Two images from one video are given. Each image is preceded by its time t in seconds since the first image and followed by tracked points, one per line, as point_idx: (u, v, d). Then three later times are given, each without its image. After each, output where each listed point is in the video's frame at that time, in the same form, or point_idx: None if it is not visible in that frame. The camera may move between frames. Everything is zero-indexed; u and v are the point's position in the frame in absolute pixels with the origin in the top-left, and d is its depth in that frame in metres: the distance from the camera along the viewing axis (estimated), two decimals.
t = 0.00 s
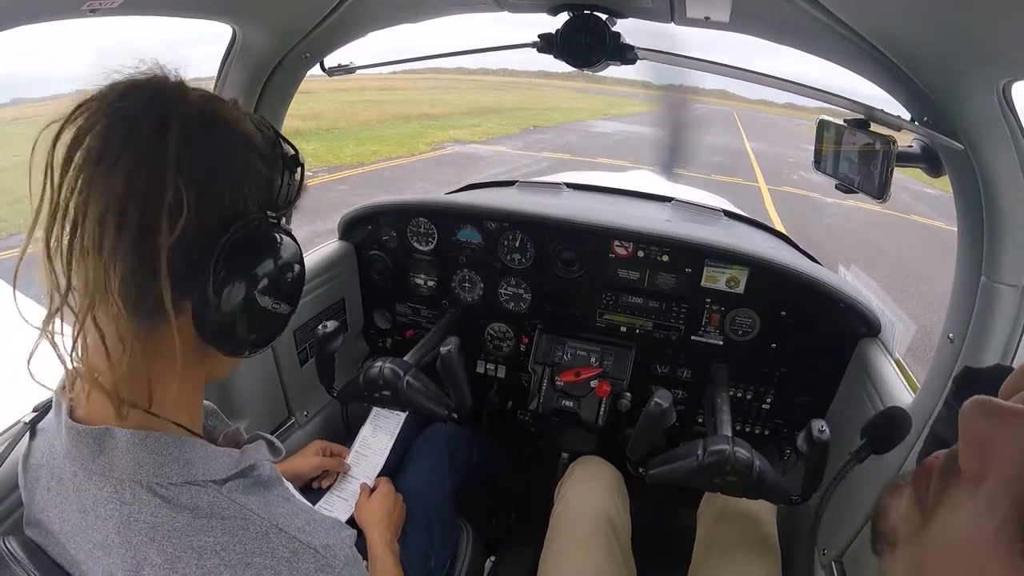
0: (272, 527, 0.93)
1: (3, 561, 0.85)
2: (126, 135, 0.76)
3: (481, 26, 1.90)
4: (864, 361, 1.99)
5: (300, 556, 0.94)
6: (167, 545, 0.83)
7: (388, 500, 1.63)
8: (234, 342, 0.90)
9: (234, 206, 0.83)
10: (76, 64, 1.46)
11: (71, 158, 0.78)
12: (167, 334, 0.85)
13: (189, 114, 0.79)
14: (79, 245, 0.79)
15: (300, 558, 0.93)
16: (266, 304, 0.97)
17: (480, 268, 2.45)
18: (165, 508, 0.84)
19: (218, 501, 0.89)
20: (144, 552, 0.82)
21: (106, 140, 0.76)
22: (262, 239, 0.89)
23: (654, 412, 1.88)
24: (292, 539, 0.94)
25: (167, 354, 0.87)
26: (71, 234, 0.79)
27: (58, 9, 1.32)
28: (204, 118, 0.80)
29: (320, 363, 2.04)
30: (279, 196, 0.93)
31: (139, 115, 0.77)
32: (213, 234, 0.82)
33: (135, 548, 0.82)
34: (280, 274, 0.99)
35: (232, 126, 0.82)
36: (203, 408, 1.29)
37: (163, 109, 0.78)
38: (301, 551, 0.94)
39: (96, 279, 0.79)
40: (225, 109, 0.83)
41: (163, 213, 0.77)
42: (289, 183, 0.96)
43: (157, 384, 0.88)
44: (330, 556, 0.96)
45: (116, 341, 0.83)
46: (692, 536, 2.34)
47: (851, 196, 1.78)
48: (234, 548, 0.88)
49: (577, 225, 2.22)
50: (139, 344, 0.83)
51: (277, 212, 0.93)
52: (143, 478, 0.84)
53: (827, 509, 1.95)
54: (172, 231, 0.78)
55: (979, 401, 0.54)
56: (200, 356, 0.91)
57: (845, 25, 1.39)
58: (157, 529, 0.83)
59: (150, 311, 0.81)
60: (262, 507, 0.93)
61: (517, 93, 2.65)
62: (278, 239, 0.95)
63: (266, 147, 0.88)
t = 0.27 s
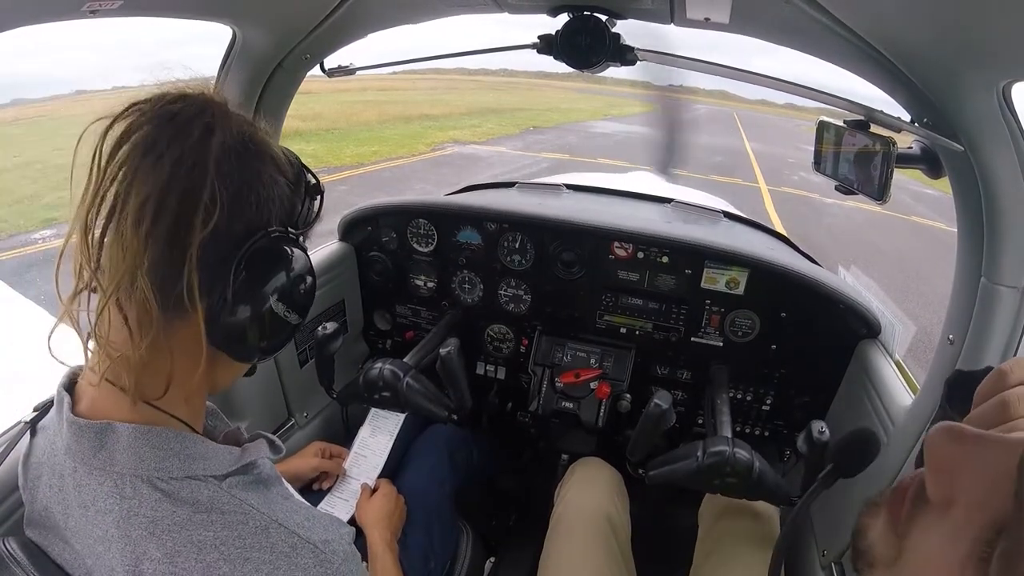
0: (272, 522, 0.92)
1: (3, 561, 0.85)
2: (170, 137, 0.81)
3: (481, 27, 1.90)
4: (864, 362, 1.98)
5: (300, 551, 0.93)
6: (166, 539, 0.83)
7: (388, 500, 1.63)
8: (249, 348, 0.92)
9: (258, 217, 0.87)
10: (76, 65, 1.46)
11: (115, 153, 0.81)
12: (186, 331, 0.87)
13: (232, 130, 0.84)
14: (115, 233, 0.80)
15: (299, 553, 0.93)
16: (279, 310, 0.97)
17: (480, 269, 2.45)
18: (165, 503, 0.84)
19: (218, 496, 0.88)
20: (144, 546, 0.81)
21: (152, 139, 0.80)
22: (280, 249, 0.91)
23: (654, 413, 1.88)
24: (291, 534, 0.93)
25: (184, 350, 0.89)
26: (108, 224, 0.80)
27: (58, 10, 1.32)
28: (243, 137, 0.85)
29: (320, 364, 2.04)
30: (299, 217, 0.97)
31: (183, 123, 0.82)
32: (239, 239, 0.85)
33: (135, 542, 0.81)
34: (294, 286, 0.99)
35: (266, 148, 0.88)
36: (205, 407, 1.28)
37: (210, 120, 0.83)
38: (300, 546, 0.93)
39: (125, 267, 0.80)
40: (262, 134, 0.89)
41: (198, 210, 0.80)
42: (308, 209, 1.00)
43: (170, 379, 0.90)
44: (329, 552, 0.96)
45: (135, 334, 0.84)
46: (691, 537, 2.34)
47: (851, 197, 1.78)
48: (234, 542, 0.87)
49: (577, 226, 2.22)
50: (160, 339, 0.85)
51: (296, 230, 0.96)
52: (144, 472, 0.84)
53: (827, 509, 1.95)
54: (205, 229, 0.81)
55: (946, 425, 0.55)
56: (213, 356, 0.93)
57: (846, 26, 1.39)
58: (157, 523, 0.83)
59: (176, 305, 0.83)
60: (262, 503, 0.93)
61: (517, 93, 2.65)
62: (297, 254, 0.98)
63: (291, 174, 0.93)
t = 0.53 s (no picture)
0: (272, 519, 0.92)
1: (3, 561, 0.85)
2: (169, 136, 0.81)
3: (481, 27, 1.90)
4: (864, 362, 1.98)
5: (300, 549, 0.93)
6: (166, 537, 0.83)
7: (388, 499, 1.63)
8: (248, 347, 0.92)
9: (257, 216, 0.86)
10: (76, 65, 1.46)
11: (114, 153, 0.81)
12: (184, 331, 0.87)
13: (231, 130, 0.84)
14: (113, 232, 0.80)
15: (299, 551, 0.92)
16: (276, 309, 0.96)
17: (480, 269, 2.45)
18: (165, 501, 0.84)
19: (218, 494, 0.88)
20: (144, 545, 0.81)
21: (150, 138, 0.80)
22: (278, 248, 0.91)
23: (653, 413, 1.88)
24: (291, 531, 0.93)
25: (181, 350, 0.89)
26: (107, 222, 0.80)
27: (59, 10, 1.32)
28: (241, 136, 0.85)
29: (320, 363, 2.04)
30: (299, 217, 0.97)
31: (181, 122, 0.82)
32: (237, 238, 0.85)
33: (135, 541, 0.81)
34: (292, 285, 0.99)
35: (265, 148, 0.88)
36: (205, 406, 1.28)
37: (209, 121, 0.83)
38: (301, 543, 0.93)
39: (121, 264, 0.80)
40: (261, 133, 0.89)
41: (196, 209, 0.80)
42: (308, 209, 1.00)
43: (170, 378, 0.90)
44: (330, 549, 0.96)
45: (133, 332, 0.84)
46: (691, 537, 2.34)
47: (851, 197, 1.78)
48: (234, 540, 0.87)
49: (577, 226, 2.22)
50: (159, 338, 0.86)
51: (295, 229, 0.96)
52: (144, 471, 0.84)
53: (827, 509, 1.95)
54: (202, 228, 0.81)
55: (924, 436, 0.66)
56: (211, 355, 0.93)
57: (846, 25, 1.39)
58: (157, 521, 0.83)
59: (173, 303, 0.83)
60: (262, 501, 0.93)
61: (517, 93, 2.65)
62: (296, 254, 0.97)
63: (291, 174, 0.93)
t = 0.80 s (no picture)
0: (273, 518, 0.92)
1: (3, 561, 0.85)
2: (166, 135, 0.81)
3: (482, 27, 1.90)
4: (864, 362, 1.99)
5: (302, 547, 0.93)
6: (168, 536, 0.83)
7: (389, 499, 1.63)
8: (247, 345, 0.92)
9: (256, 215, 0.86)
10: (76, 64, 1.46)
11: (112, 153, 0.81)
12: (182, 331, 0.87)
13: (228, 129, 0.84)
14: (112, 233, 0.80)
15: (301, 549, 0.92)
16: (275, 307, 0.96)
17: (481, 268, 2.45)
18: (166, 500, 0.84)
19: (219, 492, 0.88)
20: (145, 544, 0.82)
21: (148, 137, 0.80)
22: (277, 246, 0.91)
23: (654, 412, 1.88)
24: (293, 530, 0.93)
25: (181, 350, 0.89)
26: (105, 223, 0.81)
27: (59, 10, 1.32)
28: (239, 134, 0.85)
29: (320, 363, 2.04)
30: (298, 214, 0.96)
31: (179, 122, 0.82)
32: (235, 237, 0.84)
33: (136, 541, 0.81)
34: (291, 284, 0.99)
35: (263, 147, 0.87)
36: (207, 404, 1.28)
37: (206, 120, 0.83)
38: (302, 541, 0.93)
39: (121, 265, 0.80)
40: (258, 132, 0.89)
41: (194, 208, 0.80)
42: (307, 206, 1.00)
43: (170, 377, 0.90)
44: (331, 547, 0.96)
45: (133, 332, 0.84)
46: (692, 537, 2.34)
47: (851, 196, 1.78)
48: (235, 539, 0.87)
49: (577, 225, 2.22)
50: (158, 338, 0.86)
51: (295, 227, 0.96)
52: (145, 470, 0.84)
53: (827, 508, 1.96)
54: (200, 228, 0.81)
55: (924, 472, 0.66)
56: (211, 355, 0.93)
57: (846, 25, 1.39)
58: (158, 521, 0.83)
59: (172, 302, 0.83)
60: (263, 499, 0.93)
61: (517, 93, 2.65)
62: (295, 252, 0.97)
63: (289, 173, 0.93)
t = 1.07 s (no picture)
0: (273, 517, 0.92)
1: (3, 561, 0.85)
2: (160, 135, 0.81)
3: (482, 27, 1.90)
4: (865, 362, 1.98)
5: (302, 545, 0.93)
6: (168, 536, 0.83)
7: (388, 499, 1.63)
8: (245, 344, 0.92)
9: (253, 213, 0.86)
10: (74, 65, 1.46)
11: (107, 153, 0.81)
12: (180, 330, 0.87)
13: (222, 127, 0.84)
14: (107, 234, 0.80)
15: (301, 547, 0.92)
16: (273, 304, 0.96)
17: (480, 269, 2.45)
18: (166, 499, 0.84)
19: (219, 491, 0.88)
20: (146, 544, 0.82)
21: (143, 137, 0.80)
22: (274, 245, 0.90)
23: (654, 413, 1.88)
24: (292, 528, 0.93)
25: (179, 350, 0.89)
26: (101, 224, 0.81)
27: (57, 10, 1.32)
28: (235, 133, 0.85)
29: (320, 363, 2.04)
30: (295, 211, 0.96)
31: (172, 121, 0.82)
32: (232, 235, 0.84)
33: (136, 540, 0.82)
34: (289, 282, 0.99)
35: (258, 145, 0.87)
36: (207, 404, 1.28)
37: (200, 118, 0.83)
38: (302, 540, 0.93)
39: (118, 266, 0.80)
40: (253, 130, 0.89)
41: (190, 206, 0.80)
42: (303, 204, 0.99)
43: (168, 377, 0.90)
44: (331, 546, 0.96)
45: (131, 331, 0.84)
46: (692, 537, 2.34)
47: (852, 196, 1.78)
48: (235, 538, 0.87)
49: (577, 225, 2.22)
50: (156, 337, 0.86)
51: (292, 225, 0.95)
52: (144, 469, 0.84)
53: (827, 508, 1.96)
54: (196, 226, 0.81)
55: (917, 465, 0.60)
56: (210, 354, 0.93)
57: (846, 25, 1.39)
58: (157, 520, 0.83)
59: (169, 301, 0.83)
60: (263, 498, 0.93)
61: (517, 93, 2.65)
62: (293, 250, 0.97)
63: (285, 170, 0.93)
